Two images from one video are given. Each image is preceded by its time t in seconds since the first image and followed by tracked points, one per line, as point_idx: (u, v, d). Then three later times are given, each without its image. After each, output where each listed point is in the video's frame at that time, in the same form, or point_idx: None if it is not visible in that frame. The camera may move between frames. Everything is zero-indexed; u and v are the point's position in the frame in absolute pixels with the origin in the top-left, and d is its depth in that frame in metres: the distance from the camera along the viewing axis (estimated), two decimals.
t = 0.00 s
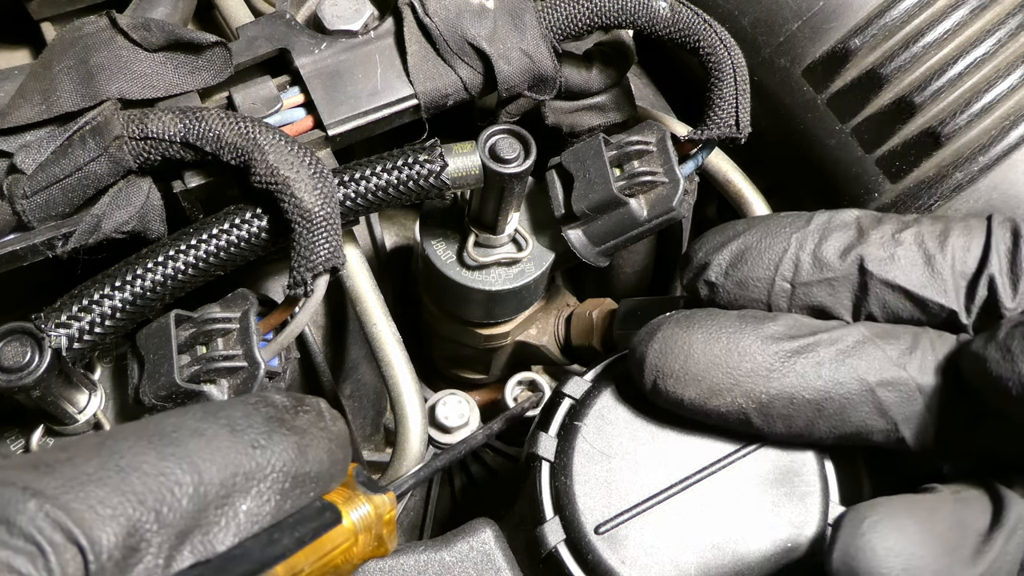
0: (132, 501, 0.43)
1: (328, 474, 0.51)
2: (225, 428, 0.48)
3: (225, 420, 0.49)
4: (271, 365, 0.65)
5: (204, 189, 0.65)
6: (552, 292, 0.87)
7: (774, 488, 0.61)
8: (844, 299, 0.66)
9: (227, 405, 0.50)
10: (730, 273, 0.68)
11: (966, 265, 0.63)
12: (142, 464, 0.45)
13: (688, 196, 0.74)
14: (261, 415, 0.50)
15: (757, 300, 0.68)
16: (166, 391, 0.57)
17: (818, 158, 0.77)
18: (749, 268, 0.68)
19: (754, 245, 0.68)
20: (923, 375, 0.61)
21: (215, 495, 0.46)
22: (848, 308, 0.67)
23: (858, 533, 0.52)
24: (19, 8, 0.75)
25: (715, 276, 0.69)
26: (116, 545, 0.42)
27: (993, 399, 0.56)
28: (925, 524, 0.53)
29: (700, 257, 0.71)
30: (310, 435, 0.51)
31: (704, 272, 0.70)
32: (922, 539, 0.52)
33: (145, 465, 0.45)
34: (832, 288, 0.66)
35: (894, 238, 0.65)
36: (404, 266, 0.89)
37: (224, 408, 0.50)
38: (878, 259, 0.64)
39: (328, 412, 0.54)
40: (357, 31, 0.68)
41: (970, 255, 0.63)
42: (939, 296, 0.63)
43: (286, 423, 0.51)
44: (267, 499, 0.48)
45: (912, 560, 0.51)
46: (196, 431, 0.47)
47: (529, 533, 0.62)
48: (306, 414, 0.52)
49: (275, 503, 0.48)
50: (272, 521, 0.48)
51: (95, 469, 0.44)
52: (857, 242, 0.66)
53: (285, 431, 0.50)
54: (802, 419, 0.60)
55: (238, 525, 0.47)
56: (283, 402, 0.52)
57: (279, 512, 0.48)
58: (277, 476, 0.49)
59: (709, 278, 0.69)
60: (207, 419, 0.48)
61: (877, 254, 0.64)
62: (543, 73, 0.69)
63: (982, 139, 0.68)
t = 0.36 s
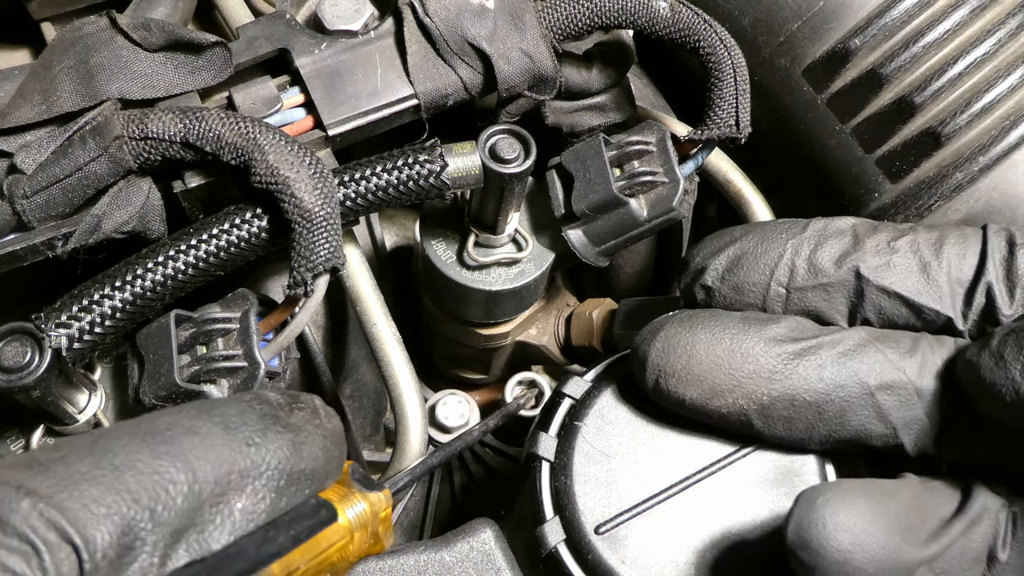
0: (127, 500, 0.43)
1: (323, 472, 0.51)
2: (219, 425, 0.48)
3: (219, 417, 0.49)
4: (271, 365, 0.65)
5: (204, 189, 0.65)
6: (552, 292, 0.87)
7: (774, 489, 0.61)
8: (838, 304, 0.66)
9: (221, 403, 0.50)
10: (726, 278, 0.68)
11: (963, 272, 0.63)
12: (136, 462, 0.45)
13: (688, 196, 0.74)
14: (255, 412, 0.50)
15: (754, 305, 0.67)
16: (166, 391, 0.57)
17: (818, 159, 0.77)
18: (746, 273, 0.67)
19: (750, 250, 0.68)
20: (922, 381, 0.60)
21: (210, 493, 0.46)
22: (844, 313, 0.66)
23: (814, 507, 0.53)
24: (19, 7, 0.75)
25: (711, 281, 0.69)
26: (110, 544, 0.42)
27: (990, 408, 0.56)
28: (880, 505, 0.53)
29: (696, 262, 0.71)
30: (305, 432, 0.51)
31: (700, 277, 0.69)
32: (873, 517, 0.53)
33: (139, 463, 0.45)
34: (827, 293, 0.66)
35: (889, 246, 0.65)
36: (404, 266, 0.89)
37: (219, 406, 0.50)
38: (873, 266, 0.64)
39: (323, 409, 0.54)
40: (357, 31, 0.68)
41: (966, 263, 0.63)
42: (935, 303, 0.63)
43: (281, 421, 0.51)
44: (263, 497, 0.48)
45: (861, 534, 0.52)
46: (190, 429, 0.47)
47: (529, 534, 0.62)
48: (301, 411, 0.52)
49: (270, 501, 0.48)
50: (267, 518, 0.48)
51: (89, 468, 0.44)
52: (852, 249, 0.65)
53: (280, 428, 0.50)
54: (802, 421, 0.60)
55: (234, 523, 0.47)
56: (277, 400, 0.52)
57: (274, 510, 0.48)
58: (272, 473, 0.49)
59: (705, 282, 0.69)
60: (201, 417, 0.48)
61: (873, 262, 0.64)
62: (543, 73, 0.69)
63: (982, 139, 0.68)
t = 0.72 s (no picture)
0: (133, 498, 0.43)
1: (326, 465, 0.52)
2: (221, 422, 0.48)
3: (222, 415, 0.49)
4: (271, 365, 0.65)
5: (204, 189, 0.65)
6: (553, 291, 0.87)
7: (773, 489, 0.61)
8: (839, 306, 0.66)
9: (223, 401, 0.50)
10: (726, 278, 0.68)
11: (965, 276, 0.63)
12: (140, 461, 0.44)
13: (688, 196, 0.74)
14: (256, 409, 0.50)
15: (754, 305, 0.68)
16: (166, 391, 0.57)
17: (818, 159, 0.77)
18: (745, 274, 0.68)
19: (750, 250, 0.68)
20: (924, 385, 0.60)
21: (217, 490, 0.46)
22: (844, 315, 0.66)
23: (797, 503, 0.53)
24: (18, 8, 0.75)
25: (711, 280, 0.69)
26: (118, 542, 0.42)
27: (991, 413, 0.55)
28: (864, 502, 0.54)
29: (697, 261, 0.71)
30: (306, 426, 0.51)
31: (701, 276, 0.70)
32: (857, 513, 0.53)
33: (144, 462, 0.45)
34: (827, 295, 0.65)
35: (890, 248, 0.65)
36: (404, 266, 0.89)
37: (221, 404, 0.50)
38: (874, 269, 0.64)
39: (324, 403, 0.54)
40: (357, 31, 0.68)
41: (968, 267, 0.63)
42: (936, 307, 0.62)
43: (283, 415, 0.51)
44: (267, 492, 0.48)
45: (844, 529, 0.52)
46: (193, 427, 0.47)
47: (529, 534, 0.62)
48: (303, 404, 0.53)
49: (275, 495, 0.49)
50: (273, 513, 0.48)
51: (94, 467, 0.43)
52: (853, 252, 0.65)
53: (282, 423, 0.50)
54: (801, 424, 0.60)
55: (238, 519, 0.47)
56: (278, 394, 0.52)
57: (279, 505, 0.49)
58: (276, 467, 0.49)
59: (705, 282, 0.69)
60: (203, 415, 0.48)
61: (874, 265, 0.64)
62: (543, 73, 0.69)
63: (982, 139, 0.68)
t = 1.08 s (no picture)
0: (132, 495, 0.43)
1: (325, 463, 0.52)
2: (221, 420, 0.48)
3: (221, 413, 0.49)
4: (271, 365, 0.65)
5: (204, 189, 0.65)
6: (553, 291, 0.87)
7: (773, 488, 0.61)
8: (842, 307, 0.66)
9: (220, 399, 0.50)
10: (729, 277, 0.68)
11: (970, 280, 0.63)
12: (140, 458, 0.44)
13: (688, 196, 0.74)
14: (256, 406, 0.50)
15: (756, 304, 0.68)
16: (166, 391, 0.57)
17: (818, 159, 0.77)
18: (748, 274, 0.68)
19: (754, 250, 0.68)
20: (927, 388, 0.60)
21: (216, 488, 0.46)
22: (847, 316, 0.66)
23: (792, 506, 0.53)
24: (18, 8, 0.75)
25: (714, 279, 0.69)
26: (118, 539, 0.42)
27: (995, 417, 0.55)
28: (861, 505, 0.54)
29: (700, 260, 0.71)
30: (305, 423, 0.52)
31: (704, 275, 0.70)
32: (853, 517, 0.53)
33: (144, 460, 0.44)
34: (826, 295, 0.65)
35: (896, 251, 0.65)
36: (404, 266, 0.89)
37: (217, 401, 0.49)
38: (878, 271, 0.64)
39: (322, 400, 0.55)
40: (357, 31, 0.68)
41: (973, 270, 0.63)
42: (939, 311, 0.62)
43: (282, 413, 0.51)
44: (265, 490, 0.48)
45: (839, 533, 0.52)
46: (192, 424, 0.47)
47: (529, 534, 0.62)
48: (302, 402, 0.53)
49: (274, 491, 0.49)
50: (271, 510, 0.48)
51: (93, 464, 0.43)
52: (858, 253, 0.65)
53: (280, 421, 0.51)
54: (799, 427, 0.60)
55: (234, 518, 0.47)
56: (277, 391, 0.52)
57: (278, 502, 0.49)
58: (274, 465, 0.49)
59: (708, 281, 0.69)
60: (202, 412, 0.48)
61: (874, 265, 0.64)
62: (543, 73, 0.69)
63: (982, 139, 0.68)
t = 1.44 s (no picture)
0: (95, 483, 0.46)
1: (303, 472, 0.50)
2: (199, 417, 0.50)
3: (201, 409, 0.50)
4: (271, 365, 0.65)
5: (204, 189, 0.65)
6: (553, 291, 0.87)
7: (773, 488, 0.61)
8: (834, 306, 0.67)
9: (203, 395, 0.51)
10: (708, 272, 0.66)
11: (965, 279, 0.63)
12: (108, 446, 0.47)
13: (688, 196, 0.74)
14: (237, 408, 0.51)
15: (734, 301, 0.66)
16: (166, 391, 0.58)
17: (818, 159, 0.77)
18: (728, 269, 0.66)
19: (732, 243, 0.66)
20: (913, 379, 0.63)
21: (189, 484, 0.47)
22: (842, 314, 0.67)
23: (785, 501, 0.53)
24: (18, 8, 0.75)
25: (693, 274, 0.67)
26: (78, 524, 0.45)
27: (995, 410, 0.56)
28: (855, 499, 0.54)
29: (674, 256, 0.68)
30: (286, 430, 0.52)
31: (681, 271, 0.67)
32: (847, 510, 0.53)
33: (113, 447, 0.47)
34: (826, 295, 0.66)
35: (881, 234, 0.64)
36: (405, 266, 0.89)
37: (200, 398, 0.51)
38: (875, 270, 0.64)
39: (308, 409, 0.54)
40: (357, 31, 0.68)
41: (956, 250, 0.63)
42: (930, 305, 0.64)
43: (263, 417, 0.52)
44: (239, 492, 0.49)
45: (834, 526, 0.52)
46: (168, 419, 0.49)
47: (529, 534, 0.62)
48: (285, 409, 0.53)
49: (243, 499, 0.49)
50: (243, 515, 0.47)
51: (60, 447, 0.47)
52: (843, 240, 0.65)
53: (261, 425, 0.51)
54: (792, 428, 0.61)
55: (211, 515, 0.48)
56: (262, 396, 0.53)
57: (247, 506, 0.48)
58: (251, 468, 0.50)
59: (687, 277, 0.67)
60: (181, 408, 0.50)
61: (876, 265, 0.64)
62: (543, 73, 0.69)
63: (982, 139, 0.68)
